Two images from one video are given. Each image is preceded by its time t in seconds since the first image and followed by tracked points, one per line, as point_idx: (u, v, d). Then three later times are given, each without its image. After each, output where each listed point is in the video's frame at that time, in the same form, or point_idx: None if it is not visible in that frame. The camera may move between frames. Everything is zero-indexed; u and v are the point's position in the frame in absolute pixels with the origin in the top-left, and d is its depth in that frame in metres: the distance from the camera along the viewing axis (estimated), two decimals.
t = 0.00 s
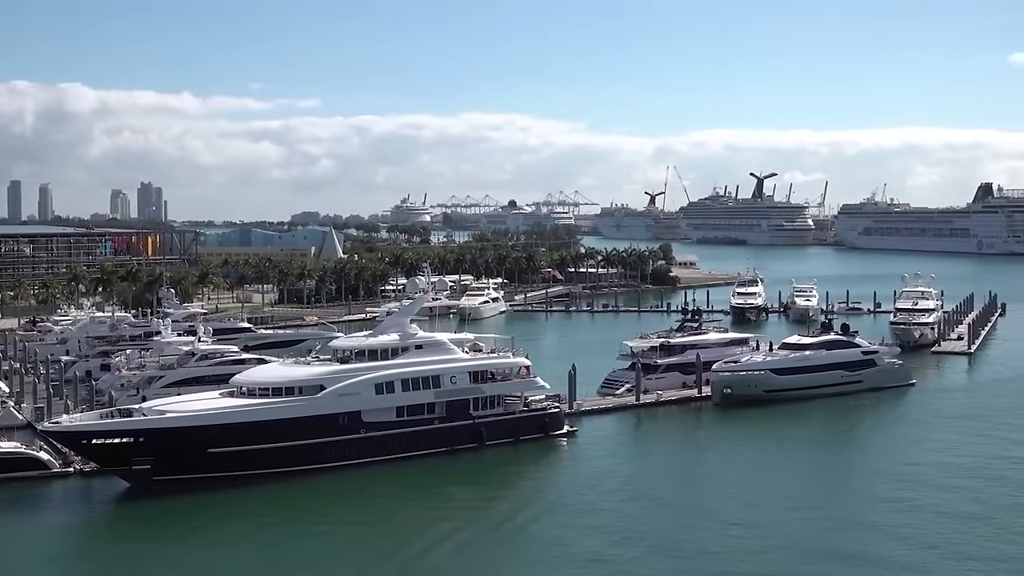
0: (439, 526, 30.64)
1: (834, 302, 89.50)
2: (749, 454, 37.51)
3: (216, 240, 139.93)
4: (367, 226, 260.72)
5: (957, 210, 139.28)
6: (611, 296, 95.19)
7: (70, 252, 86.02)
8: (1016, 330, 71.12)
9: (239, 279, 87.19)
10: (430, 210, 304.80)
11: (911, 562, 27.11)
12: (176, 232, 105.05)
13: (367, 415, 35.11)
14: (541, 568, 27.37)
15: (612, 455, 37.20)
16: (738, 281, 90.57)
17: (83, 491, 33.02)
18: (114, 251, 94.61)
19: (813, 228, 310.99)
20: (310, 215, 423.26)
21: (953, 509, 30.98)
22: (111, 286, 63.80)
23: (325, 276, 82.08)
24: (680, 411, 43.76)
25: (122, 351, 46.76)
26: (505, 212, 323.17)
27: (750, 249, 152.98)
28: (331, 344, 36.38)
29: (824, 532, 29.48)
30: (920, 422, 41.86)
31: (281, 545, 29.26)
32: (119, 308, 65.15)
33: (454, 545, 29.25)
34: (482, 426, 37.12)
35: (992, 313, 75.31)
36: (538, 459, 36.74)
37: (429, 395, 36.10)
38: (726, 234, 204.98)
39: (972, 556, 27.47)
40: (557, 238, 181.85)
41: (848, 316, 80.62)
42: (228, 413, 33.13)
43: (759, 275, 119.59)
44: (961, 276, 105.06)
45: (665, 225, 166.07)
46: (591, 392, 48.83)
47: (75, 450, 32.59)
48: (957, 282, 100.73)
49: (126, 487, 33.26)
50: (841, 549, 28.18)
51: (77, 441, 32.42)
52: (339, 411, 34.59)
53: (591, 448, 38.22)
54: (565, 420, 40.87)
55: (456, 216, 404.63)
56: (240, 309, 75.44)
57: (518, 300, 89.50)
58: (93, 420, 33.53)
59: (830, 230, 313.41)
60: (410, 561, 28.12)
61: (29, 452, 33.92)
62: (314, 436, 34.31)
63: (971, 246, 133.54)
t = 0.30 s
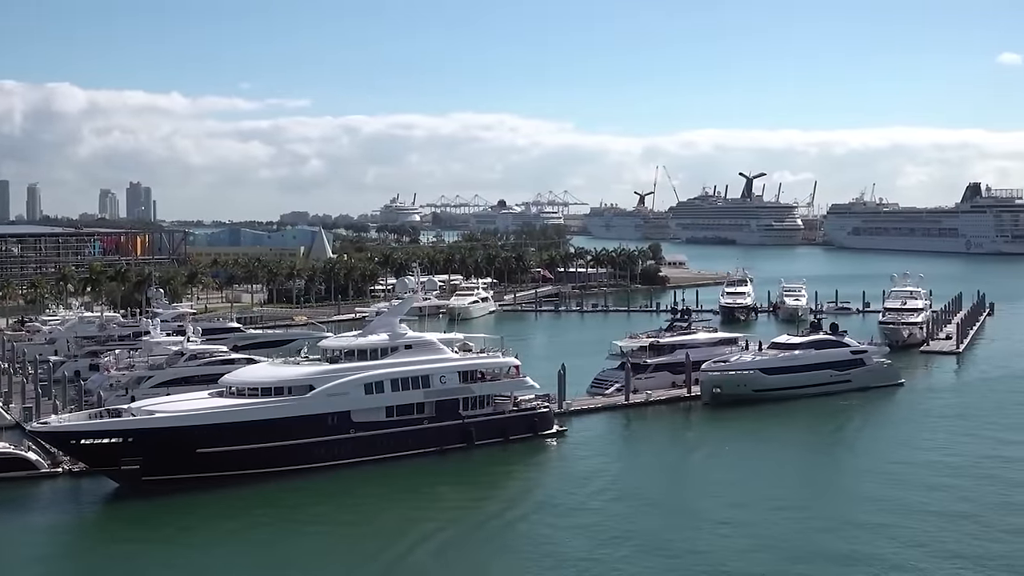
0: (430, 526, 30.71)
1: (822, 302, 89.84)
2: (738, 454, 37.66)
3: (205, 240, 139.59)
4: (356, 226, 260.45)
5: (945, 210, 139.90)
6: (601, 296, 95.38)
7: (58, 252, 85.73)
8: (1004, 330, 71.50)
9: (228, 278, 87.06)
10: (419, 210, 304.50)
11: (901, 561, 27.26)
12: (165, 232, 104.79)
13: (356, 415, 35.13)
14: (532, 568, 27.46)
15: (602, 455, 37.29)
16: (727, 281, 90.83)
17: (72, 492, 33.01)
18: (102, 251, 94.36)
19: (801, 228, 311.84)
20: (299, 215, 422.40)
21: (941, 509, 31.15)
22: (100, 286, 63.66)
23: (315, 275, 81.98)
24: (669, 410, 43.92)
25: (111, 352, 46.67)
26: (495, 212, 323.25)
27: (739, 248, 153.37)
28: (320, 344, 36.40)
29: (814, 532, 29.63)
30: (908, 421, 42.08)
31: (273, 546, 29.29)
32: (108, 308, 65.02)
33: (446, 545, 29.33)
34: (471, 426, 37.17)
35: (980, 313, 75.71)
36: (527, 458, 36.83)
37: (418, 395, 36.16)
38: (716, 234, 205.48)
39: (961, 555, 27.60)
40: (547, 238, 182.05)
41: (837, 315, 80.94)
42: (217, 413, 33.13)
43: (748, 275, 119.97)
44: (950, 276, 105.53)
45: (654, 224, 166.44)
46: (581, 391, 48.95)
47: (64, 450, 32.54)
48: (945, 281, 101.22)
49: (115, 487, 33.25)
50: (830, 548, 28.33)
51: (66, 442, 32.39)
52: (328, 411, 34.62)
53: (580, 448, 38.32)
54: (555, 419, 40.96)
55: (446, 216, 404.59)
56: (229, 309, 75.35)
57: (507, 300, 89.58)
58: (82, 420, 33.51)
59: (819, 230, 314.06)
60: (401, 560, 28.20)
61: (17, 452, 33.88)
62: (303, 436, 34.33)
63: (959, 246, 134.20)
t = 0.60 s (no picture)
0: (420, 526, 30.72)
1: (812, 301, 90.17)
2: (727, 453, 37.78)
3: (194, 240, 139.27)
4: (346, 225, 260.16)
5: (934, 210, 140.44)
6: (591, 296, 95.51)
7: (47, 252, 85.50)
8: (993, 329, 71.85)
9: (218, 278, 86.93)
10: (409, 211, 304.17)
11: (891, 562, 27.37)
12: (154, 232, 104.58)
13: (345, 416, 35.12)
14: (522, 569, 27.49)
15: (592, 455, 37.35)
16: (717, 281, 91.09)
17: (61, 492, 32.94)
18: (92, 250, 94.13)
19: (791, 228, 312.72)
20: (289, 215, 421.89)
21: (931, 509, 31.30)
22: (89, 286, 63.46)
23: (304, 275, 81.84)
24: (659, 410, 44.04)
25: (101, 352, 46.58)
26: (484, 211, 323.41)
27: (729, 248, 153.76)
28: (310, 344, 36.40)
29: (804, 532, 29.74)
30: (897, 421, 42.29)
31: (263, 546, 29.25)
32: (97, 308, 64.91)
33: (439, 545, 29.37)
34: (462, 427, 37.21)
35: (969, 312, 76.08)
36: (518, 458, 36.87)
37: (408, 395, 36.20)
38: (705, 233, 205.87)
39: (950, 556, 27.71)
40: (537, 238, 182.15)
41: (827, 315, 81.26)
42: (206, 413, 33.11)
43: (738, 274, 120.30)
44: (938, 276, 106.01)
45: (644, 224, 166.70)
46: (571, 391, 49.05)
47: (53, 451, 32.31)
48: (934, 281, 101.64)
49: (105, 488, 33.20)
50: (820, 549, 28.42)
51: (55, 442, 32.22)
52: (318, 411, 34.62)
53: (571, 447, 38.38)
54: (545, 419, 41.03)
55: (436, 215, 404.60)
56: (219, 309, 75.25)
57: (498, 299, 89.67)
58: (72, 420, 33.45)
59: (809, 230, 314.98)
60: (390, 560, 28.22)
61: (6, 452, 33.80)
62: (293, 436, 34.33)
63: (948, 246, 134.79)
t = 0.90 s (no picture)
0: (411, 525, 30.76)
1: (802, 301, 90.41)
2: (717, 453, 37.89)
3: (184, 239, 138.94)
4: (337, 225, 259.75)
5: (923, 209, 140.90)
6: (582, 295, 95.59)
7: (37, 251, 85.20)
8: (982, 329, 72.16)
9: (208, 278, 86.79)
10: (399, 210, 304.04)
11: (882, 560, 27.51)
12: (144, 231, 104.21)
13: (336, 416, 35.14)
14: (514, 569, 27.53)
15: (583, 455, 37.40)
16: (707, 281, 91.27)
17: (51, 492, 32.91)
18: (81, 250, 93.85)
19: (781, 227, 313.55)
20: (279, 215, 421.03)
21: (921, 508, 31.44)
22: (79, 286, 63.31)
23: (295, 275, 81.79)
24: (650, 409, 44.14)
25: (91, 352, 46.47)
26: (475, 211, 323.57)
27: (719, 247, 154.07)
28: (301, 344, 36.41)
29: (794, 531, 29.83)
30: (886, 420, 42.44)
31: (254, 546, 29.24)
32: (87, 308, 64.73)
33: (429, 545, 29.39)
34: (453, 427, 37.27)
35: (958, 311, 76.39)
36: (508, 458, 36.93)
37: (399, 395, 36.23)
38: (696, 233, 206.23)
39: (940, 554, 27.88)
40: (527, 237, 182.35)
41: (817, 314, 81.51)
42: (196, 413, 33.09)
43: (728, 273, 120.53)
44: (928, 276, 106.42)
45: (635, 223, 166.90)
46: (563, 391, 49.13)
47: (43, 451, 32.32)
48: (924, 280, 102.00)
49: (95, 488, 33.18)
50: (811, 548, 28.53)
51: (45, 442, 32.21)
52: (308, 411, 34.63)
53: (561, 447, 38.43)
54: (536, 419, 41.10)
55: (427, 215, 404.41)
56: (209, 309, 75.08)
57: (489, 299, 89.72)
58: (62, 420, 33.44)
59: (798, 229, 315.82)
60: (381, 560, 28.25)
61: None
62: (283, 436, 34.32)
63: (938, 245, 135.26)
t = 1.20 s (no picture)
0: (404, 526, 30.81)
1: (792, 301, 90.67)
2: (707, 453, 38.01)
3: (175, 239, 138.64)
4: (327, 225, 259.07)
5: (913, 209, 141.44)
6: (572, 295, 95.65)
7: (26, 251, 84.97)
8: (971, 328, 72.50)
9: (199, 278, 86.66)
10: (390, 210, 303.80)
11: (873, 559, 27.64)
12: (134, 231, 103.94)
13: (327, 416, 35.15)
14: (507, 568, 27.61)
15: (574, 455, 37.47)
16: (698, 281, 91.45)
17: (41, 493, 32.83)
18: (71, 250, 93.50)
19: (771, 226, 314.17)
20: (269, 214, 420.29)
21: (911, 507, 31.60)
22: (69, 286, 63.15)
23: (285, 274, 81.73)
24: (641, 409, 44.26)
25: (80, 352, 46.35)
26: (465, 211, 323.70)
27: (710, 247, 154.25)
28: (292, 343, 36.43)
29: (785, 531, 29.92)
30: (876, 420, 42.61)
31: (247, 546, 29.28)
32: (77, 307, 64.54)
33: (421, 545, 29.43)
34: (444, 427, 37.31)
35: (947, 311, 76.75)
36: (500, 458, 36.98)
37: (390, 395, 36.30)
38: (686, 232, 206.48)
39: (930, 552, 28.06)
40: (518, 237, 182.50)
41: (807, 314, 81.74)
42: (187, 413, 33.06)
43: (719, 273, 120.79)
44: (917, 275, 106.80)
45: (626, 223, 167.12)
46: (554, 391, 49.21)
47: (33, 451, 32.18)
48: (913, 280, 102.40)
49: (85, 488, 33.07)
50: (802, 547, 28.65)
51: (35, 442, 32.04)
52: (299, 411, 34.65)
53: (552, 447, 38.49)
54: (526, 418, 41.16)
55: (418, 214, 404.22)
56: (199, 308, 74.88)
57: (480, 298, 89.73)
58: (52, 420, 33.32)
59: (789, 229, 316.51)
60: (374, 561, 28.31)
61: None
62: (274, 436, 34.35)
63: (927, 244, 135.80)
